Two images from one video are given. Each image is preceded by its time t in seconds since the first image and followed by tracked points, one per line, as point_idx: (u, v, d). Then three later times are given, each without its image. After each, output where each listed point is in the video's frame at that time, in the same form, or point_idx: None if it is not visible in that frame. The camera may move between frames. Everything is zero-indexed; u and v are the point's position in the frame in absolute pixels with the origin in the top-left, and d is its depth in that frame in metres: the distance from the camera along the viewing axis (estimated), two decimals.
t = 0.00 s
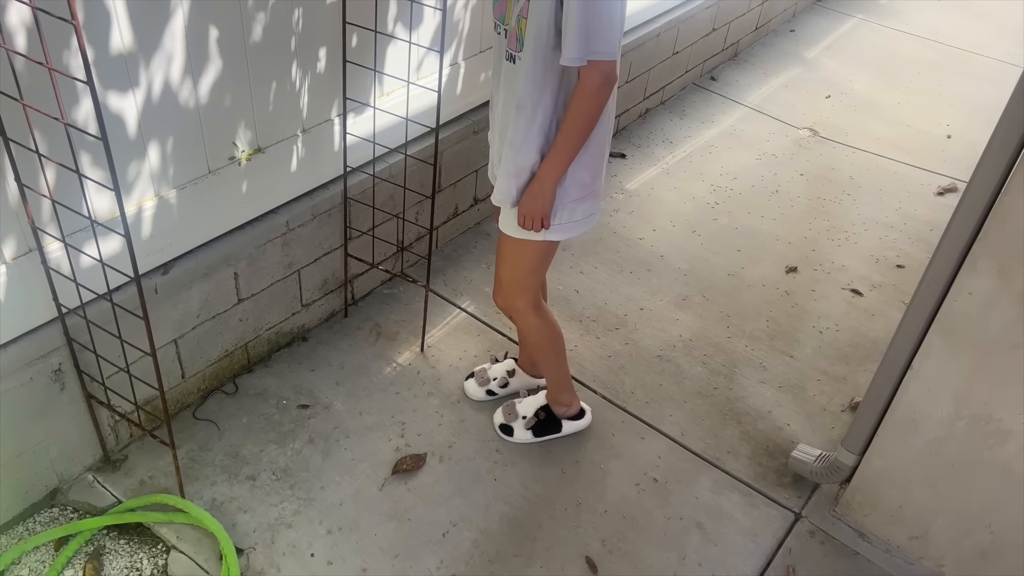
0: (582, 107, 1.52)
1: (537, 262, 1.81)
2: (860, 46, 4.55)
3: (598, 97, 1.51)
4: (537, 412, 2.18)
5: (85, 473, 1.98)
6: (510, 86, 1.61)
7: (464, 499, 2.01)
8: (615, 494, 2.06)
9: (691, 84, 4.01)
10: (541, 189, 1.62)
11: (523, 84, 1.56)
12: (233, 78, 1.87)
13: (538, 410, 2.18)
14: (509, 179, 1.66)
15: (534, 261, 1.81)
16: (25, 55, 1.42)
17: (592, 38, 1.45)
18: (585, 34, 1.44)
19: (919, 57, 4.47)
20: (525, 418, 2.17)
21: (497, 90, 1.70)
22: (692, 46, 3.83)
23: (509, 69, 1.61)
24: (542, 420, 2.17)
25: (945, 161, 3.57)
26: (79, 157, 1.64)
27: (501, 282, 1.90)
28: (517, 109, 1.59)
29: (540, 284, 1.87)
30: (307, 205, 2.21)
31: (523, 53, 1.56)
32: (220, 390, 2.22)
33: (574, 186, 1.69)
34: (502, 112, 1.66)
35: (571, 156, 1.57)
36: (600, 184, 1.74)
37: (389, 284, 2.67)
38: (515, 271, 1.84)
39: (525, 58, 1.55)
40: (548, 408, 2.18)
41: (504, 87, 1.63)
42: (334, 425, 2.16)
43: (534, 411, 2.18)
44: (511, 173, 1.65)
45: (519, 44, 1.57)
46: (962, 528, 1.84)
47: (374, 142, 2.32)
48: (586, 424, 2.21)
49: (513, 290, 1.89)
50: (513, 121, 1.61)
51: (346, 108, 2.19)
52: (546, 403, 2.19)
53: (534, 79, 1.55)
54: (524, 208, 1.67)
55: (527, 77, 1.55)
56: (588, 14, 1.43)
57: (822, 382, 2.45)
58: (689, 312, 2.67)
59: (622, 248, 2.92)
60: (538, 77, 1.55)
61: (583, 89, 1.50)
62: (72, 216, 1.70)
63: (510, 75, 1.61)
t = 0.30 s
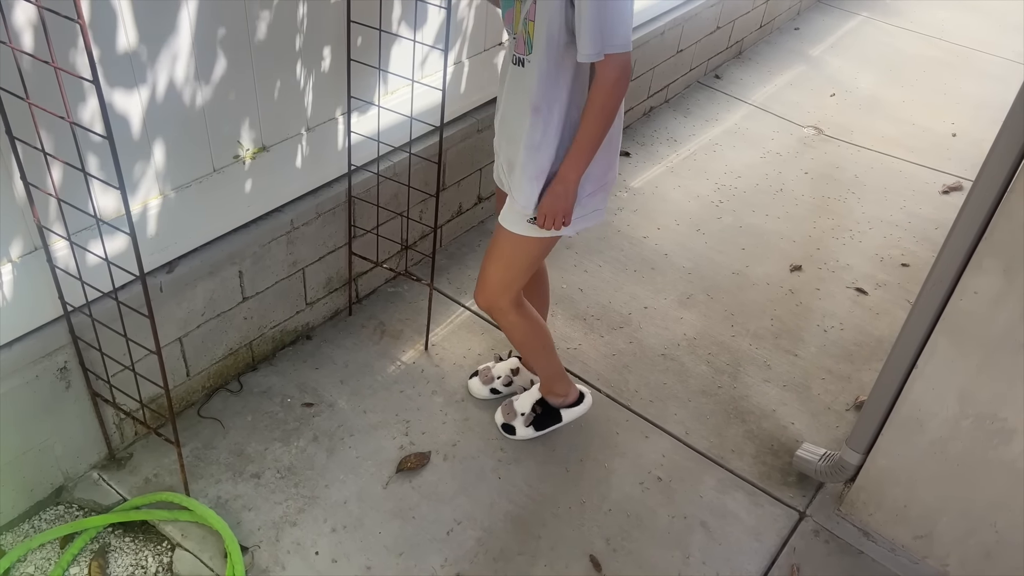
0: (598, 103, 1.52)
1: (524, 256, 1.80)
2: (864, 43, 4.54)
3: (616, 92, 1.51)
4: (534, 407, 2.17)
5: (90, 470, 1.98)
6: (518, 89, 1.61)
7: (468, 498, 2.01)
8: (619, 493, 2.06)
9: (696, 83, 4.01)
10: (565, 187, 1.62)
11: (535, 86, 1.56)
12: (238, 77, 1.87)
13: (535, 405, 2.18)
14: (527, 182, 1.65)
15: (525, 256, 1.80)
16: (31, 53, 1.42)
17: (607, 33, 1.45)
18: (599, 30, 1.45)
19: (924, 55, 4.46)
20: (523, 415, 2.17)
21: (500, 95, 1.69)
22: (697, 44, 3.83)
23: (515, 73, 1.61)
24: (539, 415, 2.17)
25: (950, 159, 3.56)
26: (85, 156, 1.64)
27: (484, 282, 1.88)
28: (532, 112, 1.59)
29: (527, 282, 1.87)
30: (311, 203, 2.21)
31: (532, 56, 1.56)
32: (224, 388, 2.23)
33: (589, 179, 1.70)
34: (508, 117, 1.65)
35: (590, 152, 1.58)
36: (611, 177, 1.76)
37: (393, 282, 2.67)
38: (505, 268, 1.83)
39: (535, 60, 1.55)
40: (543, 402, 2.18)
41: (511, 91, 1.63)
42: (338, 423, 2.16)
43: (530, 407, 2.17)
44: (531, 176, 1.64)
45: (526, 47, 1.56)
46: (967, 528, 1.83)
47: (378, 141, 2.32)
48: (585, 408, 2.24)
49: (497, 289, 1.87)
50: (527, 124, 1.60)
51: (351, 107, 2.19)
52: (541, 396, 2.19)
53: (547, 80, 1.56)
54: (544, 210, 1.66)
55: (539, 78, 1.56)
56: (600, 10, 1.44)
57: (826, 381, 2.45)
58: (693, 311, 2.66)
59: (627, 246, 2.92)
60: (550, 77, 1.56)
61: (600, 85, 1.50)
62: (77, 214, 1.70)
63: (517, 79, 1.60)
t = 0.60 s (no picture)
0: (585, 131, 1.50)
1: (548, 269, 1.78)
2: (871, 41, 4.53)
3: (600, 122, 1.49)
4: (531, 427, 2.11)
5: (96, 468, 1.99)
6: (519, 118, 1.68)
7: (473, 496, 2.01)
8: (624, 492, 2.06)
9: (701, 81, 4.00)
10: (561, 217, 1.62)
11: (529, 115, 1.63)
12: (242, 75, 1.87)
13: (532, 424, 2.11)
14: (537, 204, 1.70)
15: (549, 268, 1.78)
16: (36, 52, 1.43)
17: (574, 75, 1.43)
18: (562, 70, 1.43)
19: (930, 52, 4.44)
20: (521, 437, 2.09)
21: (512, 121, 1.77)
22: (702, 42, 3.82)
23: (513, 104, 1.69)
24: (538, 435, 2.10)
25: (957, 157, 3.55)
26: (89, 154, 1.64)
27: (507, 290, 1.87)
28: (533, 138, 1.65)
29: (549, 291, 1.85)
30: (316, 201, 2.21)
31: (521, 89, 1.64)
32: (230, 385, 2.23)
33: (607, 189, 1.70)
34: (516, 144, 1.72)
35: (583, 183, 1.56)
36: (629, 179, 1.74)
37: (398, 280, 2.68)
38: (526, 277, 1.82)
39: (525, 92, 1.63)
40: (540, 420, 2.12)
41: (514, 121, 1.70)
42: (343, 421, 2.17)
43: (527, 427, 2.11)
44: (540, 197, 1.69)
45: (515, 82, 1.64)
46: (972, 527, 1.83)
47: (383, 139, 2.32)
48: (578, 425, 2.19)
49: (519, 296, 1.86)
50: (531, 149, 1.67)
51: (356, 105, 2.19)
52: (536, 415, 2.13)
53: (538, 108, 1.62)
54: (545, 239, 1.67)
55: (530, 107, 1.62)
56: (564, 52, 1.42)
57: (832, 380, 2.44)
58: (698, 310, 2.66)
59: (632, 245, 2.92)
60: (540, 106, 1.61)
61: (582, 119, 1.49)
62: (82, 213, 1.70)
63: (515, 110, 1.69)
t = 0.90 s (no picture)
0: (508, 249, 1.58)
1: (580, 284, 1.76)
2: (879, 39, 4.50)
3: (512, 233, 1.55)
4: (543, 432, 2.10)
5: (103, 464, 2.00)
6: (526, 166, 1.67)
7: (478, 493, 2.01)
8: (629, 490, 2.05)
9: (709, 78, 3.99)
10: (492, 312, 1.72)
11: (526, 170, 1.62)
12: (247, 73, 1.87)
13: (544, 429, 2.10)
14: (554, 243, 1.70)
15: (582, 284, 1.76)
16: (41, 49, 1.43)
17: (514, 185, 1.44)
18: (494, 181, 1.42)
19: (939, 50, 4.42)
20: (531, 441, 2.09)
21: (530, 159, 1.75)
22: (710, 39, 3.81)
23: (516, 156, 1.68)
24: (549, 440, 2.09)
25: (966, 155, 3.53)
26: (95, 151, 1.64)
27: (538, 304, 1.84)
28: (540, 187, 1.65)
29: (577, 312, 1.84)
30: (322, 198, 2.22)
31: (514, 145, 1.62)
32: (236, 382, 2.24)
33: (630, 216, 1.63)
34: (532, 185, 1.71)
35: (508, 282, 1.65)
36: (654, 198, 1.65)
37: (404, 278, 2.68)
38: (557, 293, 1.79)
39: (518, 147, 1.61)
40: (553, 426, 2.11)
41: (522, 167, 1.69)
42: (349, 418, 2.17)
43: (538, 432, 2.10)
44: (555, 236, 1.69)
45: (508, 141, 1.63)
46: (980, 527, 1.82)
47: (389, 136, 2.32)
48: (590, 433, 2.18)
49: (546, 310, 1.83)
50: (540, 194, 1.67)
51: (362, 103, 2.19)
52: (548, 420, 2.11)
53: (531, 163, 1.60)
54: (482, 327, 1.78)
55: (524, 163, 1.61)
56: (496, 161, 1.40)
57: (839, 378, 2.43)
58: (704, 308, 2.65)
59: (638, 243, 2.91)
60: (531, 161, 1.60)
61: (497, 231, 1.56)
62: (88, 210, 1.71)
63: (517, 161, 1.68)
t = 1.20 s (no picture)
0: (467, 310, 1.58)
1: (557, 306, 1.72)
2: (890, 36, 4.48)
3: (472, 298, 1.54)
4: (550, 431, 2.09)
5: (112, 460, 2.01)
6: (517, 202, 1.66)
7: (485, 491, 2.01)
8: (637, 489, 2.05)
9: (718, 76, 3.98)
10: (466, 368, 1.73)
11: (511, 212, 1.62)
12: (256, 70, 1.88)
13: (552, 428, 2.10)
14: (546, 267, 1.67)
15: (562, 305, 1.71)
16: (51, 45, 1.43)
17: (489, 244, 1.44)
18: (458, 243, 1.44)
19: (951, 47, 4.39)
20: (539, 440, 2.08)
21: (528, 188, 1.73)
22: (720, 37, 3.80)
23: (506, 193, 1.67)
24: (556, 439, 2.09)
25: (977, 153, 3.51)
26: (104, 147, 1.64)
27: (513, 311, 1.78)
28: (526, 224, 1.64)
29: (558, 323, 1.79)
30: (331, 196, 2.22)
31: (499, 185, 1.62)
32: (245, 379, 2.24)
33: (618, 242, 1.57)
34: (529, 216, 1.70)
35: (478, 343, 1.65)
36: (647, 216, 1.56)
37: (412, 275, 2.68)
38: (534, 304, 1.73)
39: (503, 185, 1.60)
40: (560, 425, 2.10)
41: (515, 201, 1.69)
42: (357, 416, 2.17)
43: (546, 431, 2.09)
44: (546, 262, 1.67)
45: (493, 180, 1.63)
46: (990, 528, 1.81)
47: (398, 134, 2.32)
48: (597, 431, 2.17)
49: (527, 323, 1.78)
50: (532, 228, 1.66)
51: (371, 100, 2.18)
52: (556, 419, 2.11)
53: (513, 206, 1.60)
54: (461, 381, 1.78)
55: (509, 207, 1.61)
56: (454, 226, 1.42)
57: (848, 378, 2.42)
58: (713, 307, 2.64)
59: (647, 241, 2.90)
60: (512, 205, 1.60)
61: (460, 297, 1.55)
62: (98, 206, 1.71)
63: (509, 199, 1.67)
